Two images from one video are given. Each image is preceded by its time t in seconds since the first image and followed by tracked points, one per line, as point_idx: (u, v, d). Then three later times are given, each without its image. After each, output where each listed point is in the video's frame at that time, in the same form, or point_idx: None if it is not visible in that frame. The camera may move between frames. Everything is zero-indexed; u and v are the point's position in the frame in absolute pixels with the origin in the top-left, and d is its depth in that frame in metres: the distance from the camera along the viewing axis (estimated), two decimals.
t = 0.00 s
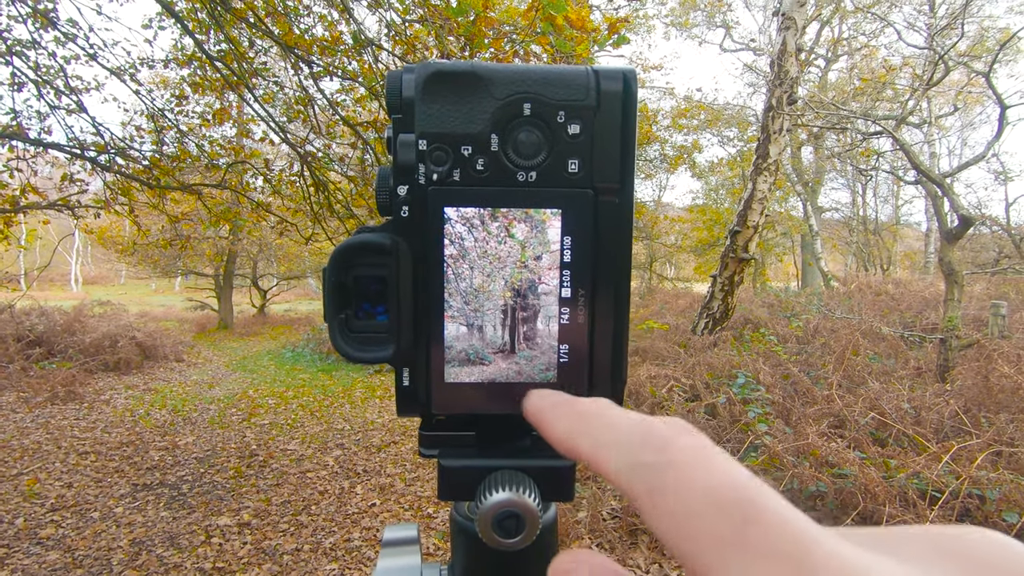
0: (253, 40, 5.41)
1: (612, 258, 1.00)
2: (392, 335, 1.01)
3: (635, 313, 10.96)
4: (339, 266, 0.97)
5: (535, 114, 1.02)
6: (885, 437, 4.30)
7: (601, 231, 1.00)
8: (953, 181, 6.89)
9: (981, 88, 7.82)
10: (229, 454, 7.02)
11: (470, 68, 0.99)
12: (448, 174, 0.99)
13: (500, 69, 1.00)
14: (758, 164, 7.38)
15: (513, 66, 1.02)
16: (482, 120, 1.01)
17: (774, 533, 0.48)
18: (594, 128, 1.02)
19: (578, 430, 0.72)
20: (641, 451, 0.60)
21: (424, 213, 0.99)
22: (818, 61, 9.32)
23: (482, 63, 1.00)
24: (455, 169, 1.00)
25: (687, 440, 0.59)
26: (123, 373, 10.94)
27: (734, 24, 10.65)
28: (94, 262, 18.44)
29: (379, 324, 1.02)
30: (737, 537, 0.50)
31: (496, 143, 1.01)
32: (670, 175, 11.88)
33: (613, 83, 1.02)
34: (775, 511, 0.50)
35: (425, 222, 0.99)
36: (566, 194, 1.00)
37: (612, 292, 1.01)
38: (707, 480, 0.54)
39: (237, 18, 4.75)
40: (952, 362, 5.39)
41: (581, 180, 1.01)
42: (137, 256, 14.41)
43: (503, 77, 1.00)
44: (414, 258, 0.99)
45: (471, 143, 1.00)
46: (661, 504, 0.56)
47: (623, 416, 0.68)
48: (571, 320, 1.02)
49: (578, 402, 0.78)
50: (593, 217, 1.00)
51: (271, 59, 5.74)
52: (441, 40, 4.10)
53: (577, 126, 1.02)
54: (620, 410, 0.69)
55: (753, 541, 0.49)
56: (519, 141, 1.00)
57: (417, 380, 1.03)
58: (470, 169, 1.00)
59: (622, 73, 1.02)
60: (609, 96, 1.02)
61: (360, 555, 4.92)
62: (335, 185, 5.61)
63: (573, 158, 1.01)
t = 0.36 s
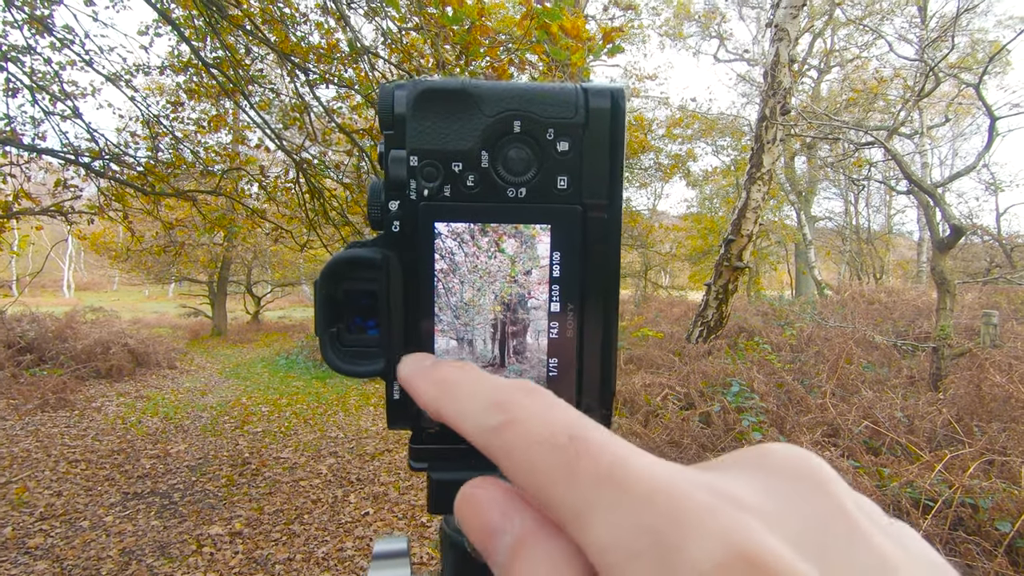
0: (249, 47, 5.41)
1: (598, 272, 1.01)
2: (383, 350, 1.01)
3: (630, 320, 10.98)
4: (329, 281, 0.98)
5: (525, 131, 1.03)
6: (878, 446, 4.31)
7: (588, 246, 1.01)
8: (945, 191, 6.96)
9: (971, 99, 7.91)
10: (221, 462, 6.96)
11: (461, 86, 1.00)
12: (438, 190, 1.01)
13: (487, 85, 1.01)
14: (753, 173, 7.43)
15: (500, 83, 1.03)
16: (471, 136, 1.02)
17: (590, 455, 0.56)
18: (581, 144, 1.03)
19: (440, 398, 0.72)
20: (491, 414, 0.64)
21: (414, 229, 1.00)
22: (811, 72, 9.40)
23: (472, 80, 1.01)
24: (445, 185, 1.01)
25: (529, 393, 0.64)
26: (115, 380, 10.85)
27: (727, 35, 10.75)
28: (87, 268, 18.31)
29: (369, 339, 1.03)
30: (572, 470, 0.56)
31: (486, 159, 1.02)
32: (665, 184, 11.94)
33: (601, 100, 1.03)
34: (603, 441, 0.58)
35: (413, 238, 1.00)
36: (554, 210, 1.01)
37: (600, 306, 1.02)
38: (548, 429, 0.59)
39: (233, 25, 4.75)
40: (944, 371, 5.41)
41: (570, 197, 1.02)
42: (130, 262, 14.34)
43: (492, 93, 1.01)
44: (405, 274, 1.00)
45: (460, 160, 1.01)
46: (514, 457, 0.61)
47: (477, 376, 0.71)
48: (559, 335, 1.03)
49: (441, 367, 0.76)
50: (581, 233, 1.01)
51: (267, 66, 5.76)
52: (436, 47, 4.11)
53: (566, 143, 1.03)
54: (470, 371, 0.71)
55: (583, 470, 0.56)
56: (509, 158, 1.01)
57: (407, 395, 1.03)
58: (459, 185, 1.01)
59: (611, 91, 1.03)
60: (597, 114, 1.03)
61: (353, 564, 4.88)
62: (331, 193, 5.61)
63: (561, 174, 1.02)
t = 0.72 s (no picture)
0: (249, 51, 5.42)
1: (604, 273, 1.01)
2: (382, 352, 1.00)
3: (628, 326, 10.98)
4: (327, 282, 0.96)
5: (529, 130, 1.02)
6: (876, 452, 4.30)
7: (594, 247, 1.01)
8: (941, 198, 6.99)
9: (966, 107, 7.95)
10: (217, 467, 6.91)
11: (464, 83, 0.99)
12: (440, 189, 1.00)
13: (492, 84, 1.01)
14: (750, 179, 7.44)
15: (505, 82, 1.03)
16: (475, 135, 1.01)
17: (659, 474, 0.63)
18: (587, 144, 1.02)
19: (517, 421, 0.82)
20: (563, 432, 0.72)
21: (415, 229, 0.99)
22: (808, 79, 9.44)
23: (475, 78, 1.00)
24: (447, 184, 1.00)
25: (599, 416, 0.72)
26: (111, 384, 10.78)
27: (725, 42, 10.80)
28: (83, 271, 18.24)
29: (369, 341, 1.01)
30: (641, 485, 0.63)
31: (490, 158, 1.01)
32: (662, 190, 11.97)
33: (607, 99, 1.02)
34: (669, 459, 0.64)
35: (416, 238, 0.99)
36: (560, 210, 1.00)
37: (605, 308, 1.02)
38: (619, 447, 0.67)
39: (232, 29, 4.75)
40: (941, 377, 5.42)
41: (574, 197, 1.02)
42: (127, 265, 14.29)
43: (496, 92, 1.01)
44: (406, 276, 1.00)
45: (463, 159, 1.00)
46: (588, 473, 0.68)
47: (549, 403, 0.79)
48: (564, 338, 1.02)
49: (519, 399, 0.85)
50: (585, 233, 1.01)
51: (266, 70, 5.76)
52: (435, 52, 4.12)
53: (571, 142, 1.02)
54: (542, 398, 0.80)
55: (652, 485, 0.63)
56: (513, 157, 1.00)
57: (407, 399, 1.02)
58: (462, 185, 1.00)
59: (616, 90, 1.03)
60: (603, 112, 1.02)
61: (349, 571, 4.84)
62: (328, 197, 5.60)
63: (566, 174, 1.02)
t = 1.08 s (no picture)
0: (248, 54, 5.42)
1: (597, 274, 1.01)
2: (370, 355, 0.99)
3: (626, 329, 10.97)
4: (315, 283, 0.95)
5: (520, 130, 1.02)
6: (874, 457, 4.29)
7: (586, 250, 1.01)
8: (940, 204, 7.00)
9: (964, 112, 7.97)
10: (214, 470, 6.88)
11: (455, 84, 0.99)
12: (430, 190, 1.00)
13: (484, 84, 1.01)
14: (749, 184, 7.44)
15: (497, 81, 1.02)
16: (466, 135, 1.01)
17: (681, 439, 0.67)
18: (580, 145, 1.02)
19: (533, 389, 0.87)
20: (582, 397, 0.78)
21: (405, 230, 0.99)
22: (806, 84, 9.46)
23: (467, 79, 1.00)
24: (437, 185, 1.00)
25: (618, 382, 0.77)
26: (107, 386, 10.75)
27: (724, 47, 10.83)
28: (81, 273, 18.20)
29: (357, 344, 1.01)
30: (661, 447, 0.67)
31: (480, 159, 1.01)
32: (661, 195, 11.99)
33: (600, 100, 1.02)
34: (689, 424, 0.69)
35: (405, 239, 0.99)
36: (551, 213, 1.00)
37: (597, 312, 1.01)
38: (639, 412, 0.71)
39: (232, 31, 4.74)
40: (939, 382, 5.41)
41: (566, 198, 1.01)
42: (125, 267, 14.26)
43: (488, 92, 1.01)
44: (394, 278, 0.99)
45: (454, 159, 1.00)
46: (608, 434, 0.73)
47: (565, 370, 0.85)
48: (555, 341, 1.01)
49: (534, 366, 0.91)
50: (577, 235, 1.00)
51: (265, 72, 5.76)
52: (433, 55, 4.10)
53: (563, 143, 1.02)
54: (558, 364, 0.85)
55: (673, 448, 0.67)
56: (504, 158, 1.00)
57: (396, 403, 1.02)
58: (453, 186, 1.00)
59: (609, 91, 1.02)
60: (595, 114, 1.02)
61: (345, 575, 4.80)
62: (326, 199, 5.57)
63: (558, 175, 1.01)
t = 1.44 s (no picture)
0: (246, 54, 5.41)
1: (586, 274, 1.00)
2: (359, 355, 0.99)
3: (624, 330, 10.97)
4: (303, 282, 0.95)
5: (509, 131, 1.02)
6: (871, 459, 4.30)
7: (575, 249, 1.00)
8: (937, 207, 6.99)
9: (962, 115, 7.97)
10: (210, 470, 6.86)
11: (444, 84, 0.99)
12: (419, 190, 1.00)
13: (473, 83, 1.01)
14: (747, 186, 7.44)
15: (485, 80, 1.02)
16: (455, 135, 1.01)
17: (682, 369, 0.67)
18: (568, 145, 1.03)
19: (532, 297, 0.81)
20: (588, 307, 0.74)
21: (395, 230, 0.99)
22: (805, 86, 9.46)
23: (456, 79, 1.00)
24: (426, 186, 1.00)
25: (629, 298, 0.74)
26: (104, 386, 10.72)
27: (722, 49, 10.83)
28: (78, 273, 18.15)
29: (345, 343, 1.00)
30: (661, 372, 0.67)
31: (469, 159, 1.01)
32: (660, 196, 12.00)
33: (590, 100, 1.02)
34: (693, 357, 0.68)
35: (394, 235, 0.99)
36: (540, 213, 1.00)
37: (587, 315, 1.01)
38: (647, 334, 0.69)
39: (231, 31, 4.73)
40: (936, 384, 5.41)
41: (555, 199, 1.01)
42: (123, 267, 14.23)
43: (477, 93, 1.01)
44: (384, 276, 0.99)
45: (443, 159, 1.00)
46: (608, 350, 0.71)
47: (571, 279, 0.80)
48: (544, 342, 1.01)
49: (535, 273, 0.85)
50: (567, 236, 1.00)
51: (264, 73, 5.76)
52: (433, 57, 4.10)
53: (552, 144, 1.02)
54: (567, 272, 0.80)
55: (673, 376, 0.66)
56: (493, 158, 1.00)
57: (385, 403, 1.01)
58: (441, 185, 1.00)
59: (599, 91, 1.02)
60: (584, 115, 1.02)
61: None
62: (325, 200, 5.56)
63: (547, 176, 1.01)
